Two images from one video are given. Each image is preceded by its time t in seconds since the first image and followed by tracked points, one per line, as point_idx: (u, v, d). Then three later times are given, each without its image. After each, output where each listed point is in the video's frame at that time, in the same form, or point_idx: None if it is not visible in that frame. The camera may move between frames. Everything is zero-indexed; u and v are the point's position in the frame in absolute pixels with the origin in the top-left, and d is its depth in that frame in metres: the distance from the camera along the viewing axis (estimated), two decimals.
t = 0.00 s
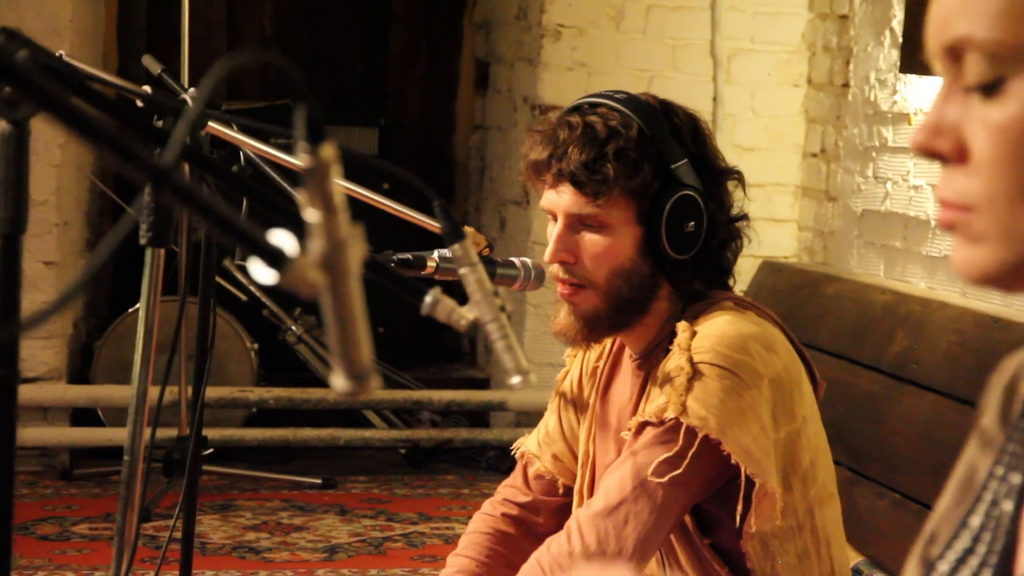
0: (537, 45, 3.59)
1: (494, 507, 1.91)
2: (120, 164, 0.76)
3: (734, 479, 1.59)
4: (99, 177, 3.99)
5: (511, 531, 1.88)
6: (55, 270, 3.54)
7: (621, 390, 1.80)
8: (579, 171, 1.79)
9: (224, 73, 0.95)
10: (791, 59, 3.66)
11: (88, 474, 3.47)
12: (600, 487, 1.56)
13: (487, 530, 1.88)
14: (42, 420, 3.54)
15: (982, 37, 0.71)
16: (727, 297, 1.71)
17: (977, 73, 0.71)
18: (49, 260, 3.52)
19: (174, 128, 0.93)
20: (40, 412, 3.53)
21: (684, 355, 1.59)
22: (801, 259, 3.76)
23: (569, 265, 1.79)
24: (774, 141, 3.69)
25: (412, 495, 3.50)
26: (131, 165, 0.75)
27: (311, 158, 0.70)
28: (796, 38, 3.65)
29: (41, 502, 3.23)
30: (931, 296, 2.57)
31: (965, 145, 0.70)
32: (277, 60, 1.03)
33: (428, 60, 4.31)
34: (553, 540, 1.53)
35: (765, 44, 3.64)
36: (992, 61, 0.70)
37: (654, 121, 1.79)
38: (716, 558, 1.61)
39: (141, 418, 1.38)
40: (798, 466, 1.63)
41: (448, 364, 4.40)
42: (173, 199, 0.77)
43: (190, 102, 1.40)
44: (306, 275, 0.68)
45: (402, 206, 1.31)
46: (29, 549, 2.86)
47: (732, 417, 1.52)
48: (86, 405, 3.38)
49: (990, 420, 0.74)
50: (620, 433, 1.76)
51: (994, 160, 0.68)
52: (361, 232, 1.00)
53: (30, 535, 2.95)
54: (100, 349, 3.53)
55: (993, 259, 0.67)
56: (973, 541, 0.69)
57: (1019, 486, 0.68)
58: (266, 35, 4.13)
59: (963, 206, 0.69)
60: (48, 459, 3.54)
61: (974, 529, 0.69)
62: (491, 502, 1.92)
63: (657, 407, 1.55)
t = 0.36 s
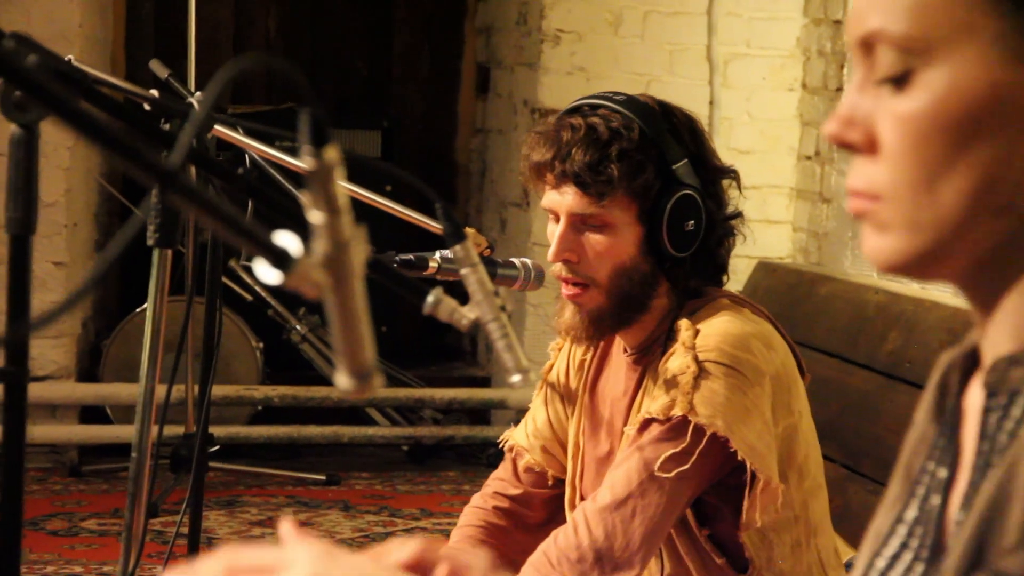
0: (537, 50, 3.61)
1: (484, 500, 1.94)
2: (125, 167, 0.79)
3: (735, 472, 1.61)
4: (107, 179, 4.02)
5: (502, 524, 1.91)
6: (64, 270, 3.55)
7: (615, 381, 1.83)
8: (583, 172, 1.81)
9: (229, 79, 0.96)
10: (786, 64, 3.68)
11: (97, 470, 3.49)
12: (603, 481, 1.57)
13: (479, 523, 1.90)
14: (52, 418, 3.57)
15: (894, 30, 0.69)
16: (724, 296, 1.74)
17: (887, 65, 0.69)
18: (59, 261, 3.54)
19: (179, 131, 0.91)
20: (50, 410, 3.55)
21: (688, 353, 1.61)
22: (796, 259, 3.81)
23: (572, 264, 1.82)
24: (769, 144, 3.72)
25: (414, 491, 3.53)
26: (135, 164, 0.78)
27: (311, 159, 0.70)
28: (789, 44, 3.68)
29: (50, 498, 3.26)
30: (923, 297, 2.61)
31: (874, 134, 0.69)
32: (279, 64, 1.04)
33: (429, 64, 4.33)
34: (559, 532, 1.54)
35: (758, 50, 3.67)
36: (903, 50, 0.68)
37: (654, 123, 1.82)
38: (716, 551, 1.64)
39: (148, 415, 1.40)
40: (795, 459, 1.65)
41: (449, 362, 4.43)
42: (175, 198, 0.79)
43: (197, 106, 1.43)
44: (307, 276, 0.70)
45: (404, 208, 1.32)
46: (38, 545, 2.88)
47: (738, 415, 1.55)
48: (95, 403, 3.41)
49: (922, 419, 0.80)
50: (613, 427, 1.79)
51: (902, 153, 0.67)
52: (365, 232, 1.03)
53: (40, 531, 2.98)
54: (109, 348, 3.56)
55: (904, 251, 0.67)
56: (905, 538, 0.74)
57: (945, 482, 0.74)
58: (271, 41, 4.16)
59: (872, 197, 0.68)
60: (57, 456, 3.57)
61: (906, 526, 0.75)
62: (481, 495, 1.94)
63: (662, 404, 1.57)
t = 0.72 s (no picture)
0: (537, 56, 3.65)
1: (489, 498, 1.98)
2: (141, 170, 0.80)
3: (730, 470, 1.65)
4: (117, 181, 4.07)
5: (506, 522, 1.95)
6: (75, 271, 3.58)
7: (613, 383, 1.86)
8: (581, 177, 1.85)
9: (236, 81, 0.97)
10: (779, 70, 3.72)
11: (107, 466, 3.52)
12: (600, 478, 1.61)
13: (484, 521, 1.95)
14: (64, 414, 3.61)
15: (825, 55, 0.72)
16: (720, 297, 1.76)
17: (820, 89, 0.72)
18: (70, 262, 3.57)
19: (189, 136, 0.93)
20: (62, 407, 3.59)
21: (683, 353, 1.65)
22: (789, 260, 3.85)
23: (571, 268, 1.86)
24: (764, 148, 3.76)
25: (417, 487, 3.56)
26: (147, 167, 0.80)
27: (316, 163, 0.70)
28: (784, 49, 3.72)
29: (62, 493, 3.30)
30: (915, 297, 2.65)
31: (814, 156, 0.72)
32: (286, 69, 1.06)
33: (432, 68, 4.37)
34: (558, 528, 1.60)
35: (753, 55, 3.71)
36: (833, 73, 0.71)
37: (651, 129, 1.86)
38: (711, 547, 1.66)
39: (158, 412, 1.44)
40: (788, 457, 1.68)
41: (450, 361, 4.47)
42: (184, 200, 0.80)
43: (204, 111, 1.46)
44: (313, 276, 0.69)
45: (407, 211, 1.36)
46: (50, 539, 2.92)
47: (731, 413, 1.58)
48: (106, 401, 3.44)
49: (880, 413, 0.85)
50: (612, 426, 1.83)
51: (842, 175, 0.71)
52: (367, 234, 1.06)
53: (52, 525, 3.02)
54: (119, 346, 3.60)
55: (851, 269, 0.71)
56: (875, 541, 0.78)
57: (908, 483, 0.78)
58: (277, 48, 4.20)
59: (817, 217, 0.72)
60: (68, 452, 3.61)
61: (875, 528, 0.79)
62: (486, 493, 1.99)
63: (657, 403, 1.61)
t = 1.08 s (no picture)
0: (537, 57, 3.66)
1: (495, 496, 1.99)
2: (140, 170, 0.80)
3: (722, 466, 1.66)
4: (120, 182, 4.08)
5: (512, 519, 1.96)
6: (79, 271, 3.60)
7: (614, 381, 1.87)
8: (577, 175, 1.86)
9: (238, 82, 0.98)
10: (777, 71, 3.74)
11: (110, 464, 3.53)
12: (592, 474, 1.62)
13: (490, 518, 1.95)
14: (67, 413, 3.62)
15: (821, 57, 0.73)
16: (717, 295, 1.78)
17: (818, 90, 0.74)
18: (73, 262, 3.59)
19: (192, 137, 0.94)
20: (64, 406, 3.60)
21: (676, 349, 1.66)
22: (788, 260, 3.86)
23: (568, 264, 1.87)
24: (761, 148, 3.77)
25: (417, 485, 3.57)
26: (142, 166, 0.80)
27: (318, 163, 0.69)
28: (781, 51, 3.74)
29: (65, 492, 3.30)
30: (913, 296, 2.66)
31: (812, 157, 0.74)
32: (285, 69, 1.06)
33: (433, 70, 4.38)
34: (550, 525, 1.58)
35: (752, 57, 3.72)
36: (831, 76, 0.73)
37: (647, 127, 1.87)
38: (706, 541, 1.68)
39: (160, 410, 1.45)
40: (784, 455, 1.69)
41: (451, 360, 4.48)
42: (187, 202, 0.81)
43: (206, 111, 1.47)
44: (315, 276, 0.69)
45: (406, 210, 1.37)
46: (53, 537, 2.93)
47: (721, 407, 1.59)
48: (108, 400, 3.45)
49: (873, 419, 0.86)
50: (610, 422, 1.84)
51: (842, 174, 0.72)
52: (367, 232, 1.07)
53: (54, 523, 3.03)
54: (122, 346, 3.61)
55: (853, 267, 0.72)
56: (871, 539, 0.80)
57: (907, 484, 0.80)
58: (279, 49, 4.21)
59: (816, 217, 0.73)
60: (72, 451, 3.62)
61: (869, 528, 0.81)
62: (493, 492, 1.99)
63: (648, 398, 1.62)
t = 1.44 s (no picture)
0: (537, 58, 3.66)
1: (492, 496, 1.99)
2: (140, 170, 0.80)
3: (724, 466, 1.66)
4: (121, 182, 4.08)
5: (509, 519, 1.96)
6: (79, 271, 3.61)
7: (611, 380, 1.87)
8: (577, 177, 1.86)
9: (239, 83, 0.98)
10: (775, 72, 3.74)
11: (111, 464, 3.54)
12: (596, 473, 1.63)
13: (487, 518, 1.96)
14: (68, 412, 3.63)
15: (865, 71, 0.67)
16: (718, 297, 1.78)
17: (863, 105, 0.68)
18: (74, 262, 3.59)
19: (193, 138, 0.95)
20: (65, 405, 3.61)
21: (678, 350, 1.66)
22: (787, 260, 3.87)
23: (568, 267, 1.87)
24: (760, 149, 3.77)
25: (417, 484, 3.58)
26: (142, 165, 0.80)
27: (319, 163, 0.70)
28: (780, 52, 3.74)
29: (66, 491, 3.31)
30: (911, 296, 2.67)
31: (859, 171, 0.68)
32: (285, 69, 1.07)
33: (433, 70, 4.39)
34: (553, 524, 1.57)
35: (751, 58, 3.73)
36: (878, 88, 0.67)
37: (648, 130, 1.87)
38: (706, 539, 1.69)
39: (160, 411, 1.45)
40: (784, 455, 1.70)
41: (450, 360, 4.48)
42: (187, 202, 0.81)
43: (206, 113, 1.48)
44: (315, 276, 0.69)
45: (406, 212, 1.37)
46: (54, 536, 2.93)
47: (725, 408, 1.59)
48: (109, 399, 3.45)
49: (924, 420, 0.81)
50: (608, 422, 1.84)
51: (890, 189, 0.66)
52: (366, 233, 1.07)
53: (55, 522, 3.03)
54: (122, 345, 3.61)
55: (901, 286, 0.66)
56: (908, 535, 0.74)
57: (945, 479, 0.74)
58: (280, 50, 4.22)
59: (863, 230, 0.67)
60: (72, 450, 3.63)
61: (908, 523, 0.75)
62: (490, 491, 2.00)
63: (652, 399, 1.62)
